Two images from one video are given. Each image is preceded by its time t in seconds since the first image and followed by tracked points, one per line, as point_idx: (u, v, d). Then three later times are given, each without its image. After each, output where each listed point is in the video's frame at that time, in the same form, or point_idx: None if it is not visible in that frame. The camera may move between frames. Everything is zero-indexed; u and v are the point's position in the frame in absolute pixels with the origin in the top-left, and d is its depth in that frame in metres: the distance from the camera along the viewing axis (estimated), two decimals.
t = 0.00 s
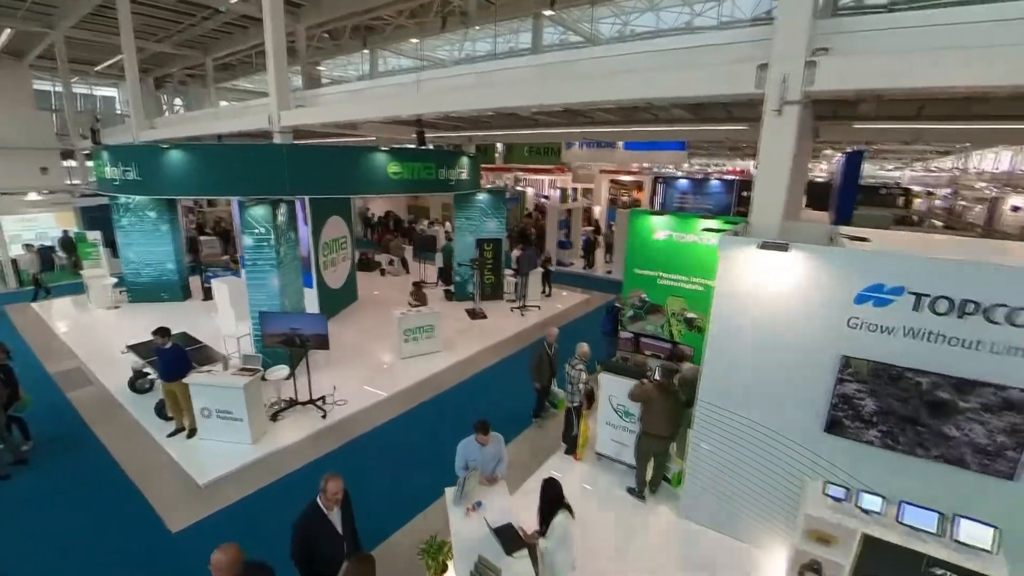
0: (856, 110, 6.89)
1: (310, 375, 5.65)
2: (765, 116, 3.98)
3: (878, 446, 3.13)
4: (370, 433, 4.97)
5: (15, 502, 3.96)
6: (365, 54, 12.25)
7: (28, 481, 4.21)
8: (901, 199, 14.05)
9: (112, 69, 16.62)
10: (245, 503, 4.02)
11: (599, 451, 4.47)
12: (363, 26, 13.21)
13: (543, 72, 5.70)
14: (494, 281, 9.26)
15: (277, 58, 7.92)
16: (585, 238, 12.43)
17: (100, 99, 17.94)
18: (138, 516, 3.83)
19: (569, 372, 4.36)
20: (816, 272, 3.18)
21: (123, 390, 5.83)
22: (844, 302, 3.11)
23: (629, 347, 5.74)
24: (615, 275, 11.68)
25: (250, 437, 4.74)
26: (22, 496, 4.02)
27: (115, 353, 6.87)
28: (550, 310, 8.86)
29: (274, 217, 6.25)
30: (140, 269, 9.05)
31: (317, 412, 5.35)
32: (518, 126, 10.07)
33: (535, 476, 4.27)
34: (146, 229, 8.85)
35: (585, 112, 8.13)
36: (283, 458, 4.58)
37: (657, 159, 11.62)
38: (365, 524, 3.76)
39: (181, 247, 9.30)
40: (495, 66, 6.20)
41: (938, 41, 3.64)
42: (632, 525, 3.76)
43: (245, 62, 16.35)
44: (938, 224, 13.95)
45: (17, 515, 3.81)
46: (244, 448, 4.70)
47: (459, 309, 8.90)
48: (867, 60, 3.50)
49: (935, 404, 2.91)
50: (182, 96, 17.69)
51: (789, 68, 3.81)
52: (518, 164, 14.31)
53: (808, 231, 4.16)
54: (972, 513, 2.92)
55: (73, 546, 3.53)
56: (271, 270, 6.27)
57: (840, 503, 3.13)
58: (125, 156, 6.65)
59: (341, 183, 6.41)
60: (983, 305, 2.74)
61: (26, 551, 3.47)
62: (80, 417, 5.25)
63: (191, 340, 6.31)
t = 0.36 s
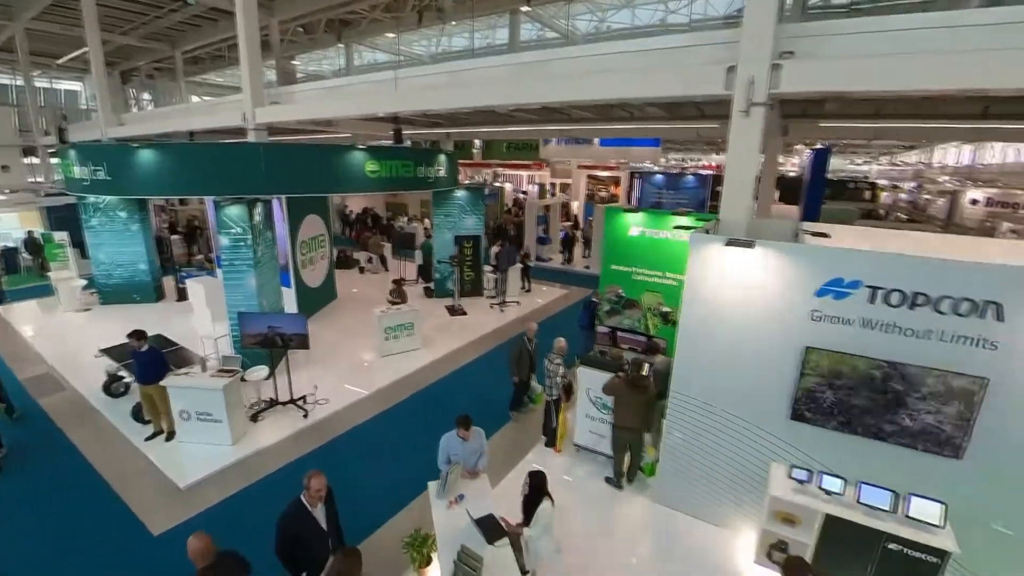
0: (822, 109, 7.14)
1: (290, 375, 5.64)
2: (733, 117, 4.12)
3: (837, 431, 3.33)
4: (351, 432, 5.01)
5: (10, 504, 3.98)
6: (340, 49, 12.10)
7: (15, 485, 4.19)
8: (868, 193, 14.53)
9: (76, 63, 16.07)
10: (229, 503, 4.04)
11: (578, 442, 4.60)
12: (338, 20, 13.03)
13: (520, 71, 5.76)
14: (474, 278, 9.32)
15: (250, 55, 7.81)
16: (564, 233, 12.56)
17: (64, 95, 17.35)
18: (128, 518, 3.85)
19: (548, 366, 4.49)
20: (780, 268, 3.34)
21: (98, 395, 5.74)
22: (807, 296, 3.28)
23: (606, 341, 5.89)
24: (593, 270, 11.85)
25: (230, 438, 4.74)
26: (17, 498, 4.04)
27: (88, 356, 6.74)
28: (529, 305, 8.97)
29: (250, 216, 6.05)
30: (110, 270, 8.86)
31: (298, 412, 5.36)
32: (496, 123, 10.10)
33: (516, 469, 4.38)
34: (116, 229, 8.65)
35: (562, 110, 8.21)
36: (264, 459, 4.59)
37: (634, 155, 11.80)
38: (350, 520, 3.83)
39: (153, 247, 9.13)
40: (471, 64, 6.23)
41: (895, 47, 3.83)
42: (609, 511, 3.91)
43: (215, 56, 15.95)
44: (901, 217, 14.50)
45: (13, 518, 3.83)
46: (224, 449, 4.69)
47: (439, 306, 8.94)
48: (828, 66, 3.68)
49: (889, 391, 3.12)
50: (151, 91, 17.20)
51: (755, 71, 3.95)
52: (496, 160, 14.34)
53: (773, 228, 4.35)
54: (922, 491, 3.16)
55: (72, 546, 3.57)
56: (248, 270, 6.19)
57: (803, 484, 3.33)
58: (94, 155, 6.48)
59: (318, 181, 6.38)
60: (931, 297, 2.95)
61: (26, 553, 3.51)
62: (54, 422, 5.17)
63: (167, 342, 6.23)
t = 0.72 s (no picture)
0: (790, 106, 7.34)
1: (268, 375, 5.60)
2: (704, 115, 4.25)
3: (802, 416, 3.48)
4: (332, 430, 5.03)
5: (10, 503, 4.00)
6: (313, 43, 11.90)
7: (5, 488, 4.17)
8: (836, 187, 14.96)
9: (34, 55, 15.44)
10: (211, 503, 4.04)
11: (558, 434, 4.71)
12: (310, 13, 12.80)
13: (495, 68, 5.79)
14: (452, 273, 9.34)
15: (221, 49, 7.66)
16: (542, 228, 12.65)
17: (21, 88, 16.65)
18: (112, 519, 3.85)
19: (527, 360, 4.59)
20: (747, 261, 3.47)
21: (70, 399, 5.62)
22: (773, 288, 3.41)
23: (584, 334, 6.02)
24: (572, 265, 11.97)
25: (209, 440, 4.70)
26: (15, 498, 4.06)
27: (57, 360, 6.58)
28: (508, 300, 9.04)
29: (224, 215, 6.10)
30: (77, 271, 8.62)
31: (278, 411, 5.33)
32: (473, 119, 10.10)
33: (497, 462, 4.46)
34: (83, 228, 8.40)
35: (538, 106, 8.26)
36: (246, 459, 4.58)
37: (610, 150, 11.93)
38: (332, 517, 3.86)
39: (123, 247, 8.91)
40: (447, 61, 6.22)
41: (856, 48, 3.98)
42: (588, 499, 4.03)
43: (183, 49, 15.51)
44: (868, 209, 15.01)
45: (15, 516, 3.86)
46: (203, 451, 4.66)
47: (418, 302, 8.95)
48: (793, 66, 3.82)
49: (849, 377, 3.29)
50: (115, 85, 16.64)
51: (724, 70, 4.08)
52: (474, 156, 14.31)
53: (744, 222, 4.50)
54: (881, 471, 3.35)
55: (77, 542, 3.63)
56: (223, 269, 6.14)
57: (771, 469, 3.48)
58: (58, 154, 6.29)
59: (293, 179, 6.33)
60: (887, 288, 3.12)
61: (28, 552, 3.54)
62: (26, 427, 5.06)
63: (141, 344, 6.12)
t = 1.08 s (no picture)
0: (756, 100, 7.53)
1: (241, 372, 5.55)
2: (668, 110, 4.36)
3: (762, 400, 3.63)
4: (307, 427, 5.03)
5: None
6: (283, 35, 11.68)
7: None
8: (804, 179, 15.36)
9: None
10: (184, 503, 4.01)
11: (532, 424, 4.81)
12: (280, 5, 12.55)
13: (466, 63, 5.81)
14: (429, 269, 9.36)
15: (186, 43, 7.49)
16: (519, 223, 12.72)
17: None
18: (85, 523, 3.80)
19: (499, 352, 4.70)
20: (708, 252, 3.59)
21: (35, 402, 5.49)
22: (732, 277, 3.55)
23: (557, 326, 6.12)
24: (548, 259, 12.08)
25: (180, 439, 4.64)
26: None
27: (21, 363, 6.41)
28: (484, 294, 9.10)
29: (192, 212, 5.99)
30: (39, 272, 8.36)
31: (251, 409, 5.28)
32: (448, 113, 10.08)
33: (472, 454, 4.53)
34: (45, 228, 8.14)
35: (512, 100, 8.30)
36: (219, 457, 4.56)
37: (584, 144, 12.03)
38: (307, 512, 3.89)
39: (88, 246, 8.68)
40: (418, 55, 6.20)
41: (812, 45, 4.13)
42: (561, 487, 4.12)
43: (148, 41, 15.05)
44: (835, 201, 15.48)
45: None
46: (175, 450, 4.60)
47: (395, 298, 8.95)
48: (753, 62, 3.95)
49: (804, 361, 3.45)
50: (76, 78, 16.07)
51: (687, 66, 4.19)
52: (450, 151, 14.29)
53: (707, 214, 4.64)
54: (835, 450, 3.52)
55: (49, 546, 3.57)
56: (193, 267, 6.07)
57: (733, 450, 3.63)
58: (16, 150, 6.09)
59: (263, 175, 6.27)
60: (838, 276, 3.28)
61: None
62: None
63: (109, 345, 5.99)
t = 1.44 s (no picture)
0: (722, 95, 7.68)
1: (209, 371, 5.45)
2: (631, 104, 4.43)
3: (721, 385, 3.75)
4: (277, 425, 5.01)
5: None
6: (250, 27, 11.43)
7: None
8: (773, 172, 15.73)
9: None
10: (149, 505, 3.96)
11: (502, 415, 4.87)
12: None
13: (432, 58, 5.80)
14: (402, 264, 9.33)
15: (146, 35, 7.30)
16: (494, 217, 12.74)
17: None
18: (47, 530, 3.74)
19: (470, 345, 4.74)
20: (667, 242, 3.69)
21: None
22: (691, 267, 3.65)
23: (527, 318, 6.18)
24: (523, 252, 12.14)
25: (146, 440, 4.53)
26: None
27: None
28: (459, 289, 9.12)
29: (155, 208, 5.83)
30: None
31: (221, 408, 5.17)
32: (419, 108, 10.02)
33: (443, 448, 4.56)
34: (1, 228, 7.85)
35: (483, 94, 8.31)
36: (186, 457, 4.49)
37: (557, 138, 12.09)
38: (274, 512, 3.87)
39: (48, 246, 8.41)
40: (383, 51, 6.14)
41: (768, 41, 4.26)
42: (531, 476, 4.19)
43: (108, 33, 14.54)
44: (802, 193, 15.91)
45: None
46: (141, 452, 4.49)
47: (368, 294, 8.91)
48: (709, 57, 4.06)
49: (760, 346, 3.58)
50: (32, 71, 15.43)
51: (648, 61, 4.27)
52: (424, 145, 14.20)
53: (669, 207, 4.77)
54: (790, 431, 3.67)
55: (12, 556, 3.52)
56: (157, 265, 5.93)
57: (694, 435, 3.74)
58: None
59: (229, 170, 6.17)
60: (790, 264, 3.41)
61: None
62: None
63: (70, 346, 5.83)
